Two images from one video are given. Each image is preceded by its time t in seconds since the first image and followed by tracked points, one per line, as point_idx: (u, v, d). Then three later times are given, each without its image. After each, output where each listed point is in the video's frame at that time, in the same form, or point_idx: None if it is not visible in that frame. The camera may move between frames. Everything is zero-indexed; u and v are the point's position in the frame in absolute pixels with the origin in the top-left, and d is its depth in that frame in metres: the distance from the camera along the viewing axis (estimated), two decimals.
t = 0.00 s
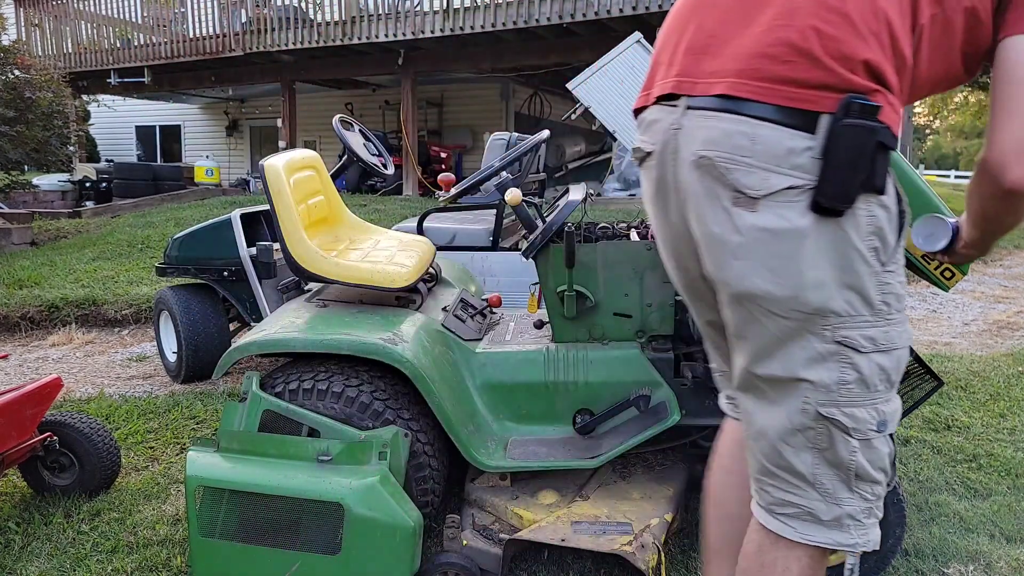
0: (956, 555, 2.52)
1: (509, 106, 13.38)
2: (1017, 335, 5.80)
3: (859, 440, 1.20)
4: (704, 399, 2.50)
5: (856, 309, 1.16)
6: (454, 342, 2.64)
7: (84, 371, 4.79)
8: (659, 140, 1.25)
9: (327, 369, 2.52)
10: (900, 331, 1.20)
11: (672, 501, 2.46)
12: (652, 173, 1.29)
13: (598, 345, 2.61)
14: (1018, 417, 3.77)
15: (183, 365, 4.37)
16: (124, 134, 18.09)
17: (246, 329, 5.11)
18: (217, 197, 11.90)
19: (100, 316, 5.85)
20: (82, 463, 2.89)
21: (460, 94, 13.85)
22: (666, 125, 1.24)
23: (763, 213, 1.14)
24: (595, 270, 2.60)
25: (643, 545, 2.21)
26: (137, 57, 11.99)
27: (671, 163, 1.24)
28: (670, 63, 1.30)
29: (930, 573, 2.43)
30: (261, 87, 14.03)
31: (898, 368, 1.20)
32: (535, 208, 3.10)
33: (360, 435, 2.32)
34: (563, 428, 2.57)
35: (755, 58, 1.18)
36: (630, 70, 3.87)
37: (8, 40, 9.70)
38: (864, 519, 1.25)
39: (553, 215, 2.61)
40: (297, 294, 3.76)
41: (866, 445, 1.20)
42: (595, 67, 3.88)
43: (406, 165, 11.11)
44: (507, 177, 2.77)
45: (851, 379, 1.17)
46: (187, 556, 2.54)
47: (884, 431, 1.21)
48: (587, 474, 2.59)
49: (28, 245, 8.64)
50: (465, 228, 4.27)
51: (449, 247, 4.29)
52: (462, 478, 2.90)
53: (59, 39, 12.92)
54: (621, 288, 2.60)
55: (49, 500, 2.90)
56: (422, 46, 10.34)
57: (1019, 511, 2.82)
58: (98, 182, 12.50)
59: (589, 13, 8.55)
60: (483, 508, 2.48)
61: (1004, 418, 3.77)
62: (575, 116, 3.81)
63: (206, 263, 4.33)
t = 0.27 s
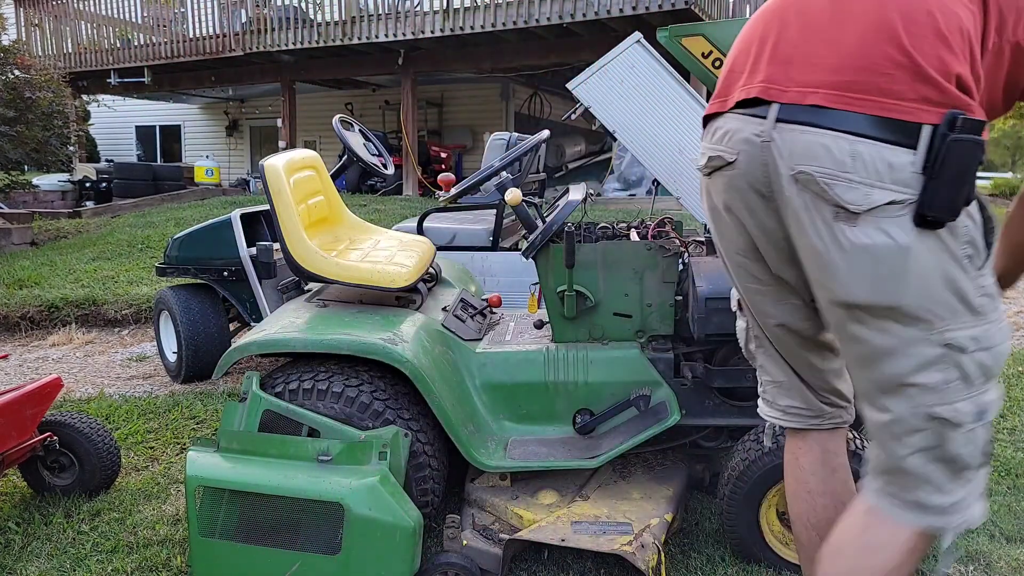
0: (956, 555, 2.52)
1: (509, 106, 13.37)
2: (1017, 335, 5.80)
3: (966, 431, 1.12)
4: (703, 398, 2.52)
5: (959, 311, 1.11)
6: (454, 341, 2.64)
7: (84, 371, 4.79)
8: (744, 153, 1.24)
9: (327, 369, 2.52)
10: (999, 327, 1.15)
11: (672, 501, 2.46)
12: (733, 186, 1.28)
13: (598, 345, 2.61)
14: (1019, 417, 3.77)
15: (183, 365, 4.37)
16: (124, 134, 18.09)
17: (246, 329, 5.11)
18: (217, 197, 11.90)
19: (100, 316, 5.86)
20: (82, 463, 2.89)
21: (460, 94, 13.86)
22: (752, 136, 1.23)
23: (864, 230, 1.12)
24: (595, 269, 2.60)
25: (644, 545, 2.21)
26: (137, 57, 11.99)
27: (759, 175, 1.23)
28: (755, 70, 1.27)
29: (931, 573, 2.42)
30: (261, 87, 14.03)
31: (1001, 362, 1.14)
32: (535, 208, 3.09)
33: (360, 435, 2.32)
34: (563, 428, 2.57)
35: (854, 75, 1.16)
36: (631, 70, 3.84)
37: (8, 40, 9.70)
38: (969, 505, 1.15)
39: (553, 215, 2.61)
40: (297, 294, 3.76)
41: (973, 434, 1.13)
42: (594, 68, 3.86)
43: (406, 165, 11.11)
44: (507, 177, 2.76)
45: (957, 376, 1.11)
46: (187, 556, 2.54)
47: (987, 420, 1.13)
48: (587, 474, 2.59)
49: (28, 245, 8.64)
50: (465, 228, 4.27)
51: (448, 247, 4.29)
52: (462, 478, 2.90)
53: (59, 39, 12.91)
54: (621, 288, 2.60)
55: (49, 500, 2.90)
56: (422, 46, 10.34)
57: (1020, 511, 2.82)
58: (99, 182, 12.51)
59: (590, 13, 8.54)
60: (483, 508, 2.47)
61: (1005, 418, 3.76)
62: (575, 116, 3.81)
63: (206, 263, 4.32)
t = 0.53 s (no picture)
0: (956, 554, 2.52)
1: (509, 106, 13.37)
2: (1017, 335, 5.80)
3: None
4: (703, 398, 2.53)
5: None
6: (454, 341, 2.65)
7: (84, 371, 4.79)
8: (829, 138, 1.39)
9: (327, 369, 2.52)
10: None
11: (672, 500, 2.46)
12: (813, 173, 1.43)
13: (598, 345, 2.61)
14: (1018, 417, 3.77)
15: (183, 365, 4.37)
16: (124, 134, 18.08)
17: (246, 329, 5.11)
18: (217, 197, 11.90)
19: (100, 316, 5.86)
20: (82, 463, 2.89)
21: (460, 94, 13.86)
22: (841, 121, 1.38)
23: (965, 208, 1.31)
24: (595, 269, 2.60)
25: (644, 545, 2.21)
26: (137, 57, 11.99)
27: (844, 161, 1.38)
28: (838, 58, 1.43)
29: (931, 572, 2.43)
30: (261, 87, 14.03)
31: None
32: (535, 208, 3.09)
33: (360, 435, 2.32)
34: (563, 429, 2.57)
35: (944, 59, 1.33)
36: (631, 70, 3.86)
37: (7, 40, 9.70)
38: None
39: (553, 215, 2.61)
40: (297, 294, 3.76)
41: None
42: (595, 68, 3.90)
43: (406, 165, 11.11)
44: (507, 177, 2.75)
45: None
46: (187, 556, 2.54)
47: None
48: (587, 474, 2.60)
49: (28, 245, 8.64)
50: (465, 228, 4.28)
51: (448, 247, 4.29)
52: (462, 478, 2.90)
53: (59, 39, 12.91)
54: (621, 288, 2.61)
55: (49, 500, 2.90)
56: (422, 46, 10.34)
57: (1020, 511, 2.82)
58: (99, 181, 12.51)
59: (589, 13, 8.54)
60: (483, 508, 2.47)
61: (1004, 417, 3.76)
62: (575, 116, 3.81)
63: (206, 263, 4.32)
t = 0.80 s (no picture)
0: (956, 554, 2.52)
1: (509, 106, 13.37)
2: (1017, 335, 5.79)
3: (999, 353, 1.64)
4: (702, 398, 2.53)
5: None
6: (454, 341, 2.65)
7: (84, 371, 4.79)
8: (1009, 123, 1.39)
9: (327, 369, 2.52)
10: None
11: (672, 500, 2.46)
12: (982, 158, 1.41)
13: (598, 345, 2.62)
14: (1018, 417, 3.77)
15: (183, 365, 4.37)
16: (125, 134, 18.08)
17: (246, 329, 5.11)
18: (217, 197, 11.90)
19: (100, 316, 5.85)
20: (83, 463, 2.89)
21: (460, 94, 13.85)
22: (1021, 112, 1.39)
23: None
24: (595, 269, 2.60)
25: (643, 545, 2.21)
26: (137, 57, 11.99)
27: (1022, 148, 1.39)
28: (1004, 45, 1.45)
29: (930, 572, 2.42)
30: (261, 87, 14.02)
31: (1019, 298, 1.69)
32: (535, 208, 3.09)
33: (360, 435, 2.32)
34: (563, 428, 2.57)
35: None
36: (631, 72, 4.00)
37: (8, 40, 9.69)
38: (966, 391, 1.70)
39: (553, 215, 2.61)
40: (297, 294, 3.76)
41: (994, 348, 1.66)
42: (594, 69, 4.02)
43: (406, 165, 11.11)
44: (507, 177, 2.74)
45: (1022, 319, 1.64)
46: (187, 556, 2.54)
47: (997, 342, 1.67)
48: (587, 474, 2.60)
49: (29, 245, 8.64)
50: (465, 228, 4.28)
51: (449, 247, 4.29)
52: (461, 478, 2.90)
53: (59, 39, 12.90)
54: (621, 288, 2.61)
55: (50, 500, 2.90)
56: (422, 46, 10.33)
57: (1020, 511, 2.82)
58: (99, 181, 12.50)
59: (590, 13, 8.53)
60: (483, 508, 2.47)
61: (1004, 418, 3.76)
62: (575, 116, 3.81)
63: (207, 264, 4.32)
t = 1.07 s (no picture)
0: (956, 554, 2.52)
1: (509, 106, 13.37)
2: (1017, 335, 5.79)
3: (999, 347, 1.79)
4: (703, 398, 2.53)
5: None
6: (454, 341, 2.65)
7: (85, 371, 4.79)
8: None
9: (327, 369, 2.52)
10: None
11: (672, 500, 2.46)
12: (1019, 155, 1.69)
13: (598, 345, 2.62)
14: (1018, 417, 3.77)
15: (183, 365, 4.37)
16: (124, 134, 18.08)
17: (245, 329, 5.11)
18: (217, 197, 11.90)
19: (100, 316, 5.85)
20: (82, 463, 2.89)
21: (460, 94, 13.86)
22: None
23: None
24: (595, 269, 2.60)
25: (644, 545, 2.21)
26: (137, 57, 11.99)
27: None
28: None
29: (931, 572, 2.42)
30: (261, 87, 14.02)
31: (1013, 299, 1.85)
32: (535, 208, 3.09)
33: (360, 435, 2.32)
34: (563, 428, 2.57)
35: None
36: (631, 72, 4.00)
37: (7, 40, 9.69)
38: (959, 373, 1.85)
39: (553, 215, 2.60)
40: (297, 294, 3.76)
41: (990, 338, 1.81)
42: (594, 69, 4.02)
43: (406, 165, 11.11)
44: (507, 177, 2.74)
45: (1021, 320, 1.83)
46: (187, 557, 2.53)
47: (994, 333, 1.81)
48: (587, 474, 2.60)
49: (28, 245, 8.64)
50: (465, 228, 4.28)
51: (449, 247, 4.29)
52: (461, 478, 2.90)
53: (59, 39, 12.90)
54: (621, 288, 2.61)
55: (50, 500, 2.90)
56: (422, 46, 10.33)
57: (1020, 511, 2.82)
58: (99, 182, 12.50)
59: (590, 13, 8.53)
60: (483, 508, 2.47)
61: (1004, 418, 3.76)
62: (575, 117, 3.81)
63: (206, 264, 4.32)
